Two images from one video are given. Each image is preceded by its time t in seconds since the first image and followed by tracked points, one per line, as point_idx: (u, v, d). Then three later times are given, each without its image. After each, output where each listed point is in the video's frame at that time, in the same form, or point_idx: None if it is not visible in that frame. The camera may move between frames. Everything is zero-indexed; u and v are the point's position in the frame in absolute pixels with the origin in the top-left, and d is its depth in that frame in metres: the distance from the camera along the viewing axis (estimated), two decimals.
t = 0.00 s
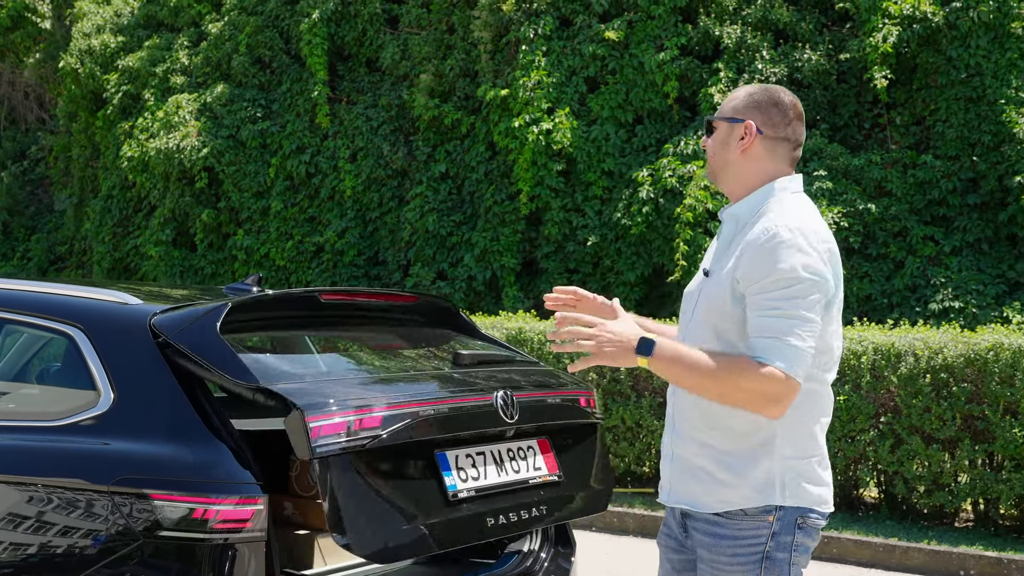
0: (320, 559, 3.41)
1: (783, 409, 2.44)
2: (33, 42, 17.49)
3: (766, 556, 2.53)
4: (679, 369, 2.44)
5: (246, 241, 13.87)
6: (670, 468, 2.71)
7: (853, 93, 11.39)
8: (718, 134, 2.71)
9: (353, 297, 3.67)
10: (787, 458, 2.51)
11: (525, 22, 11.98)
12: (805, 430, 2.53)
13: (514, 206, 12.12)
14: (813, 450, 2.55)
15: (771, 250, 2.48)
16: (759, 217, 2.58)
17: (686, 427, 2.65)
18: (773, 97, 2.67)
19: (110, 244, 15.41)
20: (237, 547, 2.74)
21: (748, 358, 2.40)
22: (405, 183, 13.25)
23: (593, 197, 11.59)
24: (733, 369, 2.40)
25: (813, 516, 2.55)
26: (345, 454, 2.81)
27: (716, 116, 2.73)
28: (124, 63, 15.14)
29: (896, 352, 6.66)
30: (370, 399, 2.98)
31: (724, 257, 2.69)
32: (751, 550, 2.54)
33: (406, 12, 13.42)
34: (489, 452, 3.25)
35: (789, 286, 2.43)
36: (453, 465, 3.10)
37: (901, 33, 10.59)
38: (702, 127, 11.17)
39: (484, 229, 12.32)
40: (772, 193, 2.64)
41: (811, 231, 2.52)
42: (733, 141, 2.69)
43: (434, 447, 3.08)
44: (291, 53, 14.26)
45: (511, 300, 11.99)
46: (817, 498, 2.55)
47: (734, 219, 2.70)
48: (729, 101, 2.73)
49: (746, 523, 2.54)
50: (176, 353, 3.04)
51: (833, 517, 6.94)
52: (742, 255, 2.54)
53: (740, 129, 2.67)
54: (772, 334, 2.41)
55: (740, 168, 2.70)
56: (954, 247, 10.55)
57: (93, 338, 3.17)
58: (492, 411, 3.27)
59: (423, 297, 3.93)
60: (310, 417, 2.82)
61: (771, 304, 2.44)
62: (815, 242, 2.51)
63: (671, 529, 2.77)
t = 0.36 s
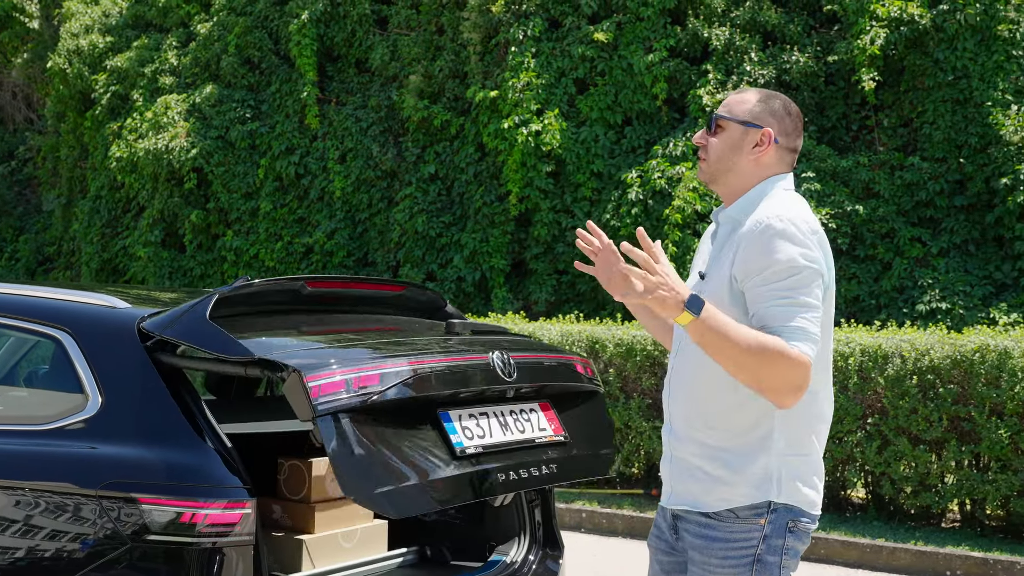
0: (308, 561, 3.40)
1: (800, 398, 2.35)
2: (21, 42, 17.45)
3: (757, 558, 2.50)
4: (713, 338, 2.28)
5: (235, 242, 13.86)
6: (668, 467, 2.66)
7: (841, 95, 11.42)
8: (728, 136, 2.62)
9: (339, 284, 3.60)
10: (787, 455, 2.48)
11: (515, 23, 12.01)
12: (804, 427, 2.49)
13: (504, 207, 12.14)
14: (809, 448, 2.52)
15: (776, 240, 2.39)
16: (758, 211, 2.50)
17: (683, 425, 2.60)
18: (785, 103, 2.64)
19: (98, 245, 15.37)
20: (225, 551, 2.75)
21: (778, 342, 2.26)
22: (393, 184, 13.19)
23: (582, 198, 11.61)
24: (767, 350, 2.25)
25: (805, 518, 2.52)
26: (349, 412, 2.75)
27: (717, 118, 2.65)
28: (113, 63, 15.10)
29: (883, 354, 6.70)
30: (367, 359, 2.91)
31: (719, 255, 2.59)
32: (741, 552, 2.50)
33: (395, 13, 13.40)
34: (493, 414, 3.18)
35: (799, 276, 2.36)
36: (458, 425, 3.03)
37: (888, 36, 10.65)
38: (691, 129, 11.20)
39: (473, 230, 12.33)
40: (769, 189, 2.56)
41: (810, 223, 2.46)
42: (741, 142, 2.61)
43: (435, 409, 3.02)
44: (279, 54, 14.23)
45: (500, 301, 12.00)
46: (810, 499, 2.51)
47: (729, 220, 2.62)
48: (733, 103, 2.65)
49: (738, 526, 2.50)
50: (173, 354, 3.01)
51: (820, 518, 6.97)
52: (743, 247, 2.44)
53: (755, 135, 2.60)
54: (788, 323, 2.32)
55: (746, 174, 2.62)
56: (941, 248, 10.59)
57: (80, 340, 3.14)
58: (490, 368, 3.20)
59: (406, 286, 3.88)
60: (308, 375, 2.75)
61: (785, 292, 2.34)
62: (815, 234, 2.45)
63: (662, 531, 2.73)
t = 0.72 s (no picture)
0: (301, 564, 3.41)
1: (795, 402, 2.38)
2: (15, 42, 17.45)
3: (752, 559, 2.52)
4: (717, 333, 2.29)
5: (229, 242, 13.86)
6: (662, 470, 2.68)
7: (834, 96, 11.45)
8: (735, 136, 2.63)
9: (329, 275, 3.60)
10: (782, 457, 2.51)
11: (508, 24, 12.03)
12: (798, 428, 2.52)
13: (498, 208, 12.15)
14: (801, 450, 2.55)
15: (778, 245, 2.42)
16: (760, 215, 2.52)
17: (680, 426, 2.61)
18: (792, 114, 2.67)
19: (92, 246, 15.35)
20: (218, 554, 2.78)
21: (778, 346, 2.29)
22: (388, 185, 13.20)
23: (575, 199, 11.62)
24: (769, 353, 2.28)
25: (797, 518, 2.55)
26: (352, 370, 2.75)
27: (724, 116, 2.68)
28: (107, 64, 15.09)
29: (875, 356, 6.74)
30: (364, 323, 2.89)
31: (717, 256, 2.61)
32: (737, 553, 2.51)
33: (389, 14, 13.41)
34: (494, 376, 3.13)
35: (801, 281, 2.38)
36: (460, 383, 2.98)
37: (881, 37, 10.68)
38: (684, 130, 11.23)
39: (467, 231, 12.34)
40: (770, 195, 2.59)
41: (810, 231, 2.50)
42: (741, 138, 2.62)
43: (435, 367, 2.98)
44: (274, 55, 14.23)
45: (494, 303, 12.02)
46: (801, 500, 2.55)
47: (727, 221, 2.64)
48: (741, 106, 2.68)
49: (735, 527, 2.51)
50: (162, 353, 2.99)
51: (812, 518, 7.00)
52: (746, 251, 2.46)
53: (762, 140, 2.62)
54: (789, 328, 2.35)
55: (747, 177, 2.64)
56: (933, 249, 10.62)
57: (73, 343, 3.13)
58: (486, 330, 3.17)
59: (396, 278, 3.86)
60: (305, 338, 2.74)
61: (786, 297, 2.37)
62: (815, 242, 2.48)
63: (654, 532, 2.74)
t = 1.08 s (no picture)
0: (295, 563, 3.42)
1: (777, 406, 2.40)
2: (12, 43, 17.48)
3: (742, 555, 2.52)
4: (696, 337, 2.33)
5: (225, 242, 13.85)
6: (651, 467, 2.69)
7: (830, 97, 11.46)
8: (704, 142, 2.67)
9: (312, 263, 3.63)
10: (770, 458, 2.52)
11: (505, 25, 12.03)
12: (786, 430, 2.53)
13: (494, 209, 12.14)
14: (790, 451, 2.56)
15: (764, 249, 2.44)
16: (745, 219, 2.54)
17: (669, 426, 2.62)
18: (763, 108, 2.65)
19: (89, 246, 15.34)
20: (211, 554, 2.78)
21: (758, 352, 2.32)
22: (384, 185, 13.19)
23: (572, 199, 11.61)
24: (748, 358, 2.31)
25: (788, 516, 2.56)
26: (353, 325, 2.65)
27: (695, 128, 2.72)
28: (103, 64, 15.09)
29: (870, 356, 6.75)
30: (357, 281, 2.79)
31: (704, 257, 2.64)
32: (728, 549, 2.52)
33: (385, 15, 13.40)
34: (490, 335, 3.02)
35: (784, 286, 2.40)
36: (456, 338, 2.87)
37: (877, 38, 10.70)
38: (680, 130, 11.24)
39: (464, 231, 12.34)
40: (752, 197, 2.61)
41: (796, 236, 2.51)
42: (708, 141, 2.66)
43: (430, 325, 2.87)
44: (271, 55, 14.22)
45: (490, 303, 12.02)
46: (792, 500, 2.55)
47: (713, 221, 2.66)
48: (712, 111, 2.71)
49: (724, 524, 2.52)
50: (152, 347, 2.99)
51: (807, 518, 7.00)
52: (731, 255, 2.49)
53: (726, 139, 2.63)
54: (771, 332, 2.36)
55: (721, 179, 2.66)
56: (929, 249, 10.62)
57: (65, 343, 3.12)
58: (479, 289, 3.07)
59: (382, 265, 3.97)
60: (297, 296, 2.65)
61: (769, 303, 2.39)
62: (801, 248, 2.50)
63: (644, 530, 2.75)
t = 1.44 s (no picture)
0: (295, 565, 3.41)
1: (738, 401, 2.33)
2: (10, 42, 17.45)
3: (732, 556, 2.52)
4: (656, 320, 2.32)
5: (223, 243, 13.84)
6: (642, 464, 2.70)
7: (828, 97, 11.47)
8: (688, 147, 2.66)
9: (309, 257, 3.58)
10: (755, 457, 2.51)
11: (503, 25, 12.03)
12: (771, 431, 2.52)
13: (492, 209, 12.14)
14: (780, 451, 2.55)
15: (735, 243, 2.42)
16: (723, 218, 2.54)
17: (656, 424, 2.64)
18: (740, 107, 2.62)
19: (87, 246, 15.35)
20: (211, 556, 2.78)
21: (718, 339, 2.28)
22: (382, 186, 13.18)
23: (570, 199, 11.61)
24: (706, 346, 2.26)
25: (780, 517, 2.54)
26: (346, 284, 2.63)
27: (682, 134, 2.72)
28: (101, 64, 15.09)
29: (868, 356, 6.76)
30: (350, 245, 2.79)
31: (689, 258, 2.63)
32: (716, 549, 2.52)
33: (383, 15, 13.38)
34: (491, 296, 3.01)
35: (752, 280, 2.38)
36: (456, 297, 2.85)
37: (875, 38, 10.70)
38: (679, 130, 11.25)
39: (461, 231, 12.34)
40: (738, 196, 2.60)
41: (771, 233, 2.49)
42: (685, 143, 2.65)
43: (429, 287, 2.86)
44: (268, 55, 14.20)
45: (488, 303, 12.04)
46: (782, 500, 2.53)
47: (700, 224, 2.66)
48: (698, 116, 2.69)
49: (713, 525, 2.52)
50: (150, 346, 3.01)
51: (806, 518, 7.00)
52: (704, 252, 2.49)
53: (709, 143, 2.62)
54: (736, 323, 2.33)
55: (709, 180, 2.65)
56: (927, 250, 10.62)
57: (64, 344, 3.10)
58: (472, 254, 3.06)
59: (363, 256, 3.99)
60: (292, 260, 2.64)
61: (735, 295, 2.36)
62: (774, 245, 2.47)
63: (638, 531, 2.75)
